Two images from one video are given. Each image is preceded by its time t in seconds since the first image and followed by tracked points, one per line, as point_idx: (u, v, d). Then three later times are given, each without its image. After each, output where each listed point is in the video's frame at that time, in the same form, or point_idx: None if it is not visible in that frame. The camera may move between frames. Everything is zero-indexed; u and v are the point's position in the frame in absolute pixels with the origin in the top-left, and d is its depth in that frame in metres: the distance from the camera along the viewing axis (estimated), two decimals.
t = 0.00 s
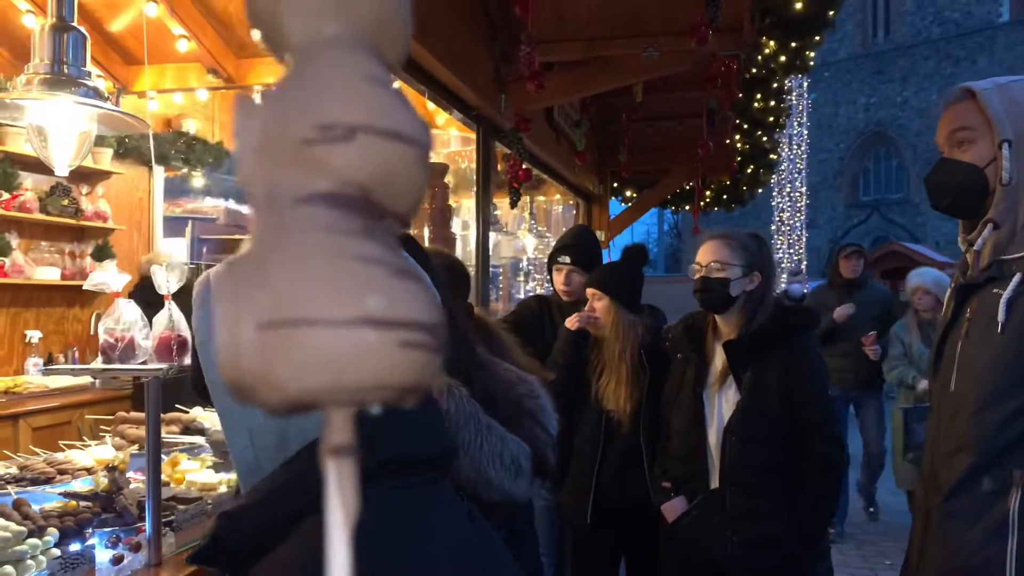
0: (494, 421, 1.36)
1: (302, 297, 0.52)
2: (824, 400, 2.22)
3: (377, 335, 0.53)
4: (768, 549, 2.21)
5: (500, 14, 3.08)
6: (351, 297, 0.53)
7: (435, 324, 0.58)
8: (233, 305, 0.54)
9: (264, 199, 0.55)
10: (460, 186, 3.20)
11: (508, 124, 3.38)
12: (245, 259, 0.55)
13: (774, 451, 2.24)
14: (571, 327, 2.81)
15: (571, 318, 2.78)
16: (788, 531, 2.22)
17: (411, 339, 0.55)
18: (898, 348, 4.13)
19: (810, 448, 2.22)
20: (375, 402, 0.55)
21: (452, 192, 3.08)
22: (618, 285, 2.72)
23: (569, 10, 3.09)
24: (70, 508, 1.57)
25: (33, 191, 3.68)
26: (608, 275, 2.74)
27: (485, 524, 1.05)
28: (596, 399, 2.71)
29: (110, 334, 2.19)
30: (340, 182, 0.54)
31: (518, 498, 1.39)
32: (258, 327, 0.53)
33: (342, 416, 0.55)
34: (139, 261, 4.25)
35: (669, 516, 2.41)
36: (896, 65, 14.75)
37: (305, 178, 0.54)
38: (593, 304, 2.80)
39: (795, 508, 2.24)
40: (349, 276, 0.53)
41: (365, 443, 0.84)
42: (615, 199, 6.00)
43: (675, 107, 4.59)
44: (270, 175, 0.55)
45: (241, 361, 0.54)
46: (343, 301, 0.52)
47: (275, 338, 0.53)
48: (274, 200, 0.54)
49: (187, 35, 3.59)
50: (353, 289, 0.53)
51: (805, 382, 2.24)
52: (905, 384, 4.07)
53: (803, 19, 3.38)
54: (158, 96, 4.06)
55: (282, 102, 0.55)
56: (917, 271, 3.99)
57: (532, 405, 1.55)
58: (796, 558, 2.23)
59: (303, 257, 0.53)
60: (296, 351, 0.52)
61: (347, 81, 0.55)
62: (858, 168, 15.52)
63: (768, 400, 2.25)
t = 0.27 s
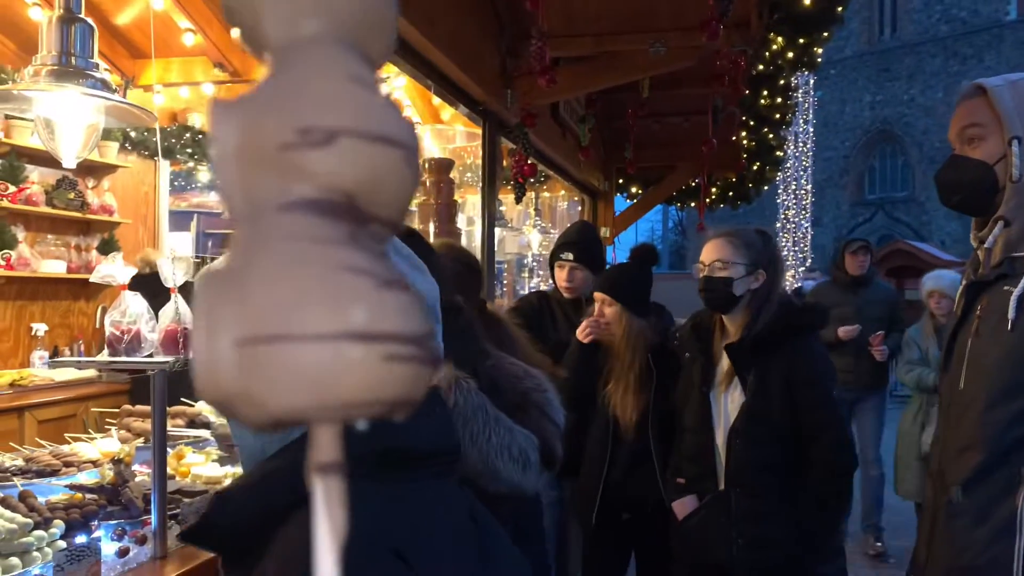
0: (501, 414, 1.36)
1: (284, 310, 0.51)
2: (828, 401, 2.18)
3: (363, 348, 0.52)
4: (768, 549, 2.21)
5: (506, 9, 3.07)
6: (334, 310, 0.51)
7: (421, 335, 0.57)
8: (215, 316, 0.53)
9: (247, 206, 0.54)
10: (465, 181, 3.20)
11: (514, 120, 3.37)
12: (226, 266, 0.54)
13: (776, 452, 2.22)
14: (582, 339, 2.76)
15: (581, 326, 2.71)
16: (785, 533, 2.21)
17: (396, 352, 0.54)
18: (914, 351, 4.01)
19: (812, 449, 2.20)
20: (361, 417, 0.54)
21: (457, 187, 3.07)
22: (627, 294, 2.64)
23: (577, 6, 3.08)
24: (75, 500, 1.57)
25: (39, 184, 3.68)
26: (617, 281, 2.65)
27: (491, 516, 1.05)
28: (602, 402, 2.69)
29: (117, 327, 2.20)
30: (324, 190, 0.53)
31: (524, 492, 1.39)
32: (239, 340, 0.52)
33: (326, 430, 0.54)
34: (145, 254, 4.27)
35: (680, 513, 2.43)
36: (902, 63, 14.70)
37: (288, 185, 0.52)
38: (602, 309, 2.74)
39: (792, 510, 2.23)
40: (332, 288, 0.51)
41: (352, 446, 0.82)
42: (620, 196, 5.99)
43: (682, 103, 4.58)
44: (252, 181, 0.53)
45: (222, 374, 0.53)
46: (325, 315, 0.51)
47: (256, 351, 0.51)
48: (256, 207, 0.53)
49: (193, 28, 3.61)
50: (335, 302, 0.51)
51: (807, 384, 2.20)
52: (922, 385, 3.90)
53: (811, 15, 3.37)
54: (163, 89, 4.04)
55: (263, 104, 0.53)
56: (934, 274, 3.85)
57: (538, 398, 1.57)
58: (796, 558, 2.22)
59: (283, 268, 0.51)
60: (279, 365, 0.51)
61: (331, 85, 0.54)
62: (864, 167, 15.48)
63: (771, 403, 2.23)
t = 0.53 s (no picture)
0: (507, 406, 1.32)
1: (335, 311, 0.47)
2: (813, 405, 2.11)
3: (417, 362, 0.49)
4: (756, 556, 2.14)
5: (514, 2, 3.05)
6: (391, 319, 0.48)
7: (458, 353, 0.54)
8: (256, 310, 0.49)
9: (290, 200, 0.49)
10: (472, 176, 3.19)
11: (521, 113, 3.35)
12: (266, 260, 0.49)
13: (758, 456, 2.16)
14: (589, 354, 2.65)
15: (583, 341, 2.63)
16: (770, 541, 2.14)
17: (444, 366, 0.50)
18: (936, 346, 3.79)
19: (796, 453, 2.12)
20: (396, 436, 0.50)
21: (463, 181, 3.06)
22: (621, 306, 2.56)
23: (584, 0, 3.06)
24: (80, 494, 1.57)
25: (46, 178, 3.68)
26: (608, 294, 2.57)
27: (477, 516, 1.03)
28: (610, 415, 2.66)
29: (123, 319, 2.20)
30: (370, 196, 0.49)
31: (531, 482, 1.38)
32: (280, 337, 0.47)
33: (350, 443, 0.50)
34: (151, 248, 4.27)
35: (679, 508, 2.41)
36: (911, 58, 14.62)
37: (342, 184, 0.49)
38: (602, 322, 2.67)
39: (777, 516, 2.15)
40: (388, 295, 0.48)
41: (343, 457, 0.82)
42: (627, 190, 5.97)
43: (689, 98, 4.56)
44: (298, 172, 0.49)
45: (258, 374, 0.48)
46: (382, 321, 0.47)
47: (301, 356, 0.47)
48: (302, 201, 0.49)
49: (198, 21, 3.58)
50: (391, 308, 0.48)
51: (787, 386, 2.13)
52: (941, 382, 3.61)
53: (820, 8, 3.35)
54: (169, 83, 4.05)
55: (317, 97, 0.50)
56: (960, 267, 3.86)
57: (541, 388, 1.55)
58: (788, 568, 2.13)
59: (337, 268, 0.47)
60: (325, 369, 0.47)
61: (383, 87, 0.51)
62: (872, 162, 15.40)
63: (753, 407, 2.17)
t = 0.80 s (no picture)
0: (494, 397, 1.36)
1: (325, 303, 0.42)
2: (760, 392, 2.08)
3: (406, 365, 0.45)
4: (707, 542, 2.17)
5: None
6: (379, 319, 0.44)
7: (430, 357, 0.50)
8: (226, 299, 0.43)
9: (260, 178, 0.44)
10: (476, 170, 3.18)
11: (526, 106, 3.33)
12: (234, 243, 0.43)
13: (714, 443, 2.17)
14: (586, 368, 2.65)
15: (580, 357, 2.61)
16: (722, 528, 2.15)
17: (428, 370, 0.47)
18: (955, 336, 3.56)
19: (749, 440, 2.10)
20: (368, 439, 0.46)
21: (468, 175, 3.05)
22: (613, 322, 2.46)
23: None
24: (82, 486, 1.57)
25: (51, 171, 3.68)
26: (597, 310, 2.48)
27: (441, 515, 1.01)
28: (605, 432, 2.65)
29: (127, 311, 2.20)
30: (348, 179, 0.46)
31: (523, 470, 1.42)
32: (259, 330, 0.42)
33: (316, 449, 0.45)
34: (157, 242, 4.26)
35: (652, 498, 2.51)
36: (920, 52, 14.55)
37: (323, 163, 0.45)
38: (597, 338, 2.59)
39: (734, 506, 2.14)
40: (378, 287, 0.44)
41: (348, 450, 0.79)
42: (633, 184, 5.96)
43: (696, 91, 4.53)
44: (272, 145, 0.44)
45: (227, 373, 0.42)
46: (377, 315, 0.44)
47: (280, 357, 0.42)
48: (276, 179, 0.44)
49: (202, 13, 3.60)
50: (382, 303, 0.44)
51: (743, 373, 2.11)
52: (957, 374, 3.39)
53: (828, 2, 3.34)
54: (175, 76, 4.02)
55: (290, 66, 0.45)
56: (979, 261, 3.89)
57: (531, 376, 1.56)
58: (742, 558, 2.13)
59: (324, 256, 0.43)
60: (307, 370, 0.42)
61: (366, 66, 0.47)
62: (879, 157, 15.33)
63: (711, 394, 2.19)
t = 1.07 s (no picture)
0: (496, 392, 1.34)
1: (414, 334, 0.53)
2: (749, 387, 2.14)
3: (460, 395, 0.55)
4: (698, 534, 2.24)
5: None
6: (445, 356, 0.54)
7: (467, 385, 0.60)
8: (329, 318, 0.52)
9: (349, 211, 0.56)
10: (482, 164, 3.18)
11: (532, 100, 3.31)
12: (330, 266, 0.53)
13: (702, 433, 2.24)
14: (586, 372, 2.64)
15: (579, 359, 2.62)
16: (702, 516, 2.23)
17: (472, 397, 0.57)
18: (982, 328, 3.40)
19: (736, 434, 2.16)
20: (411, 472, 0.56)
21: (473, 168, 3.03)
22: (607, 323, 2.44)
23: None
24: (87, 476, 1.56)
25: (56, 165, 3.68)
26: (592, 311, 2.47)
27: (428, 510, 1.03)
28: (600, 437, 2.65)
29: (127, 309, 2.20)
30: (408, 221, 0.57)
31: (525, 467, 1.40)
32: (362, 357, 0.52)
33: (354, 478, 0.55)
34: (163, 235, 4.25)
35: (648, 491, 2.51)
36: (929, 45, 14.46)
37: (399, 207, 0.57)
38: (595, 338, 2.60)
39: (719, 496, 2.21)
40: (445, 318, 0.56)
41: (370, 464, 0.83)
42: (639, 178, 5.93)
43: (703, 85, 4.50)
44: (361, 187, 0.56)
45: (329, 396, 0.52)
46: (451, 346, 0.55)
47: (370, 384, 0.52)
48: (362, 216, 0.56)
49: (208, 6, 3.63)
50: (452, 334, 0.55)
51: (731, 364, 2.17)
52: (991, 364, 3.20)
53: None
54: (179, 70, 4.01)
55: (373, 106, 0.57)
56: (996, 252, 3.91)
57: (536, 373, 1.55)
58: (729, 546, 2.20)
59: (410, 289, 0.54)
60: (388, 396, 0.52)
61: (422, 136, 0.58)
62: (888, 152, 15.27)
63: (697, 385, 2.26)
